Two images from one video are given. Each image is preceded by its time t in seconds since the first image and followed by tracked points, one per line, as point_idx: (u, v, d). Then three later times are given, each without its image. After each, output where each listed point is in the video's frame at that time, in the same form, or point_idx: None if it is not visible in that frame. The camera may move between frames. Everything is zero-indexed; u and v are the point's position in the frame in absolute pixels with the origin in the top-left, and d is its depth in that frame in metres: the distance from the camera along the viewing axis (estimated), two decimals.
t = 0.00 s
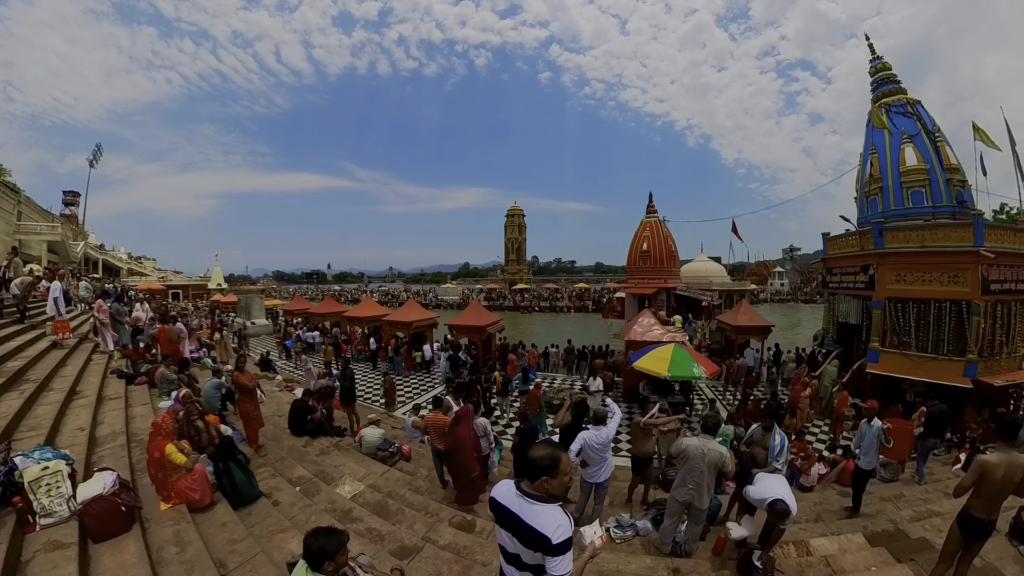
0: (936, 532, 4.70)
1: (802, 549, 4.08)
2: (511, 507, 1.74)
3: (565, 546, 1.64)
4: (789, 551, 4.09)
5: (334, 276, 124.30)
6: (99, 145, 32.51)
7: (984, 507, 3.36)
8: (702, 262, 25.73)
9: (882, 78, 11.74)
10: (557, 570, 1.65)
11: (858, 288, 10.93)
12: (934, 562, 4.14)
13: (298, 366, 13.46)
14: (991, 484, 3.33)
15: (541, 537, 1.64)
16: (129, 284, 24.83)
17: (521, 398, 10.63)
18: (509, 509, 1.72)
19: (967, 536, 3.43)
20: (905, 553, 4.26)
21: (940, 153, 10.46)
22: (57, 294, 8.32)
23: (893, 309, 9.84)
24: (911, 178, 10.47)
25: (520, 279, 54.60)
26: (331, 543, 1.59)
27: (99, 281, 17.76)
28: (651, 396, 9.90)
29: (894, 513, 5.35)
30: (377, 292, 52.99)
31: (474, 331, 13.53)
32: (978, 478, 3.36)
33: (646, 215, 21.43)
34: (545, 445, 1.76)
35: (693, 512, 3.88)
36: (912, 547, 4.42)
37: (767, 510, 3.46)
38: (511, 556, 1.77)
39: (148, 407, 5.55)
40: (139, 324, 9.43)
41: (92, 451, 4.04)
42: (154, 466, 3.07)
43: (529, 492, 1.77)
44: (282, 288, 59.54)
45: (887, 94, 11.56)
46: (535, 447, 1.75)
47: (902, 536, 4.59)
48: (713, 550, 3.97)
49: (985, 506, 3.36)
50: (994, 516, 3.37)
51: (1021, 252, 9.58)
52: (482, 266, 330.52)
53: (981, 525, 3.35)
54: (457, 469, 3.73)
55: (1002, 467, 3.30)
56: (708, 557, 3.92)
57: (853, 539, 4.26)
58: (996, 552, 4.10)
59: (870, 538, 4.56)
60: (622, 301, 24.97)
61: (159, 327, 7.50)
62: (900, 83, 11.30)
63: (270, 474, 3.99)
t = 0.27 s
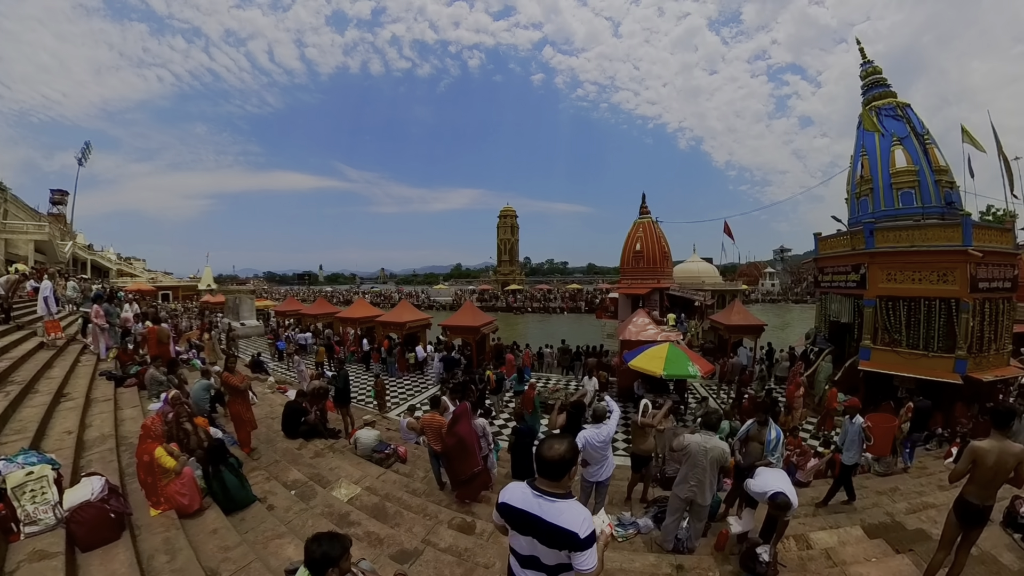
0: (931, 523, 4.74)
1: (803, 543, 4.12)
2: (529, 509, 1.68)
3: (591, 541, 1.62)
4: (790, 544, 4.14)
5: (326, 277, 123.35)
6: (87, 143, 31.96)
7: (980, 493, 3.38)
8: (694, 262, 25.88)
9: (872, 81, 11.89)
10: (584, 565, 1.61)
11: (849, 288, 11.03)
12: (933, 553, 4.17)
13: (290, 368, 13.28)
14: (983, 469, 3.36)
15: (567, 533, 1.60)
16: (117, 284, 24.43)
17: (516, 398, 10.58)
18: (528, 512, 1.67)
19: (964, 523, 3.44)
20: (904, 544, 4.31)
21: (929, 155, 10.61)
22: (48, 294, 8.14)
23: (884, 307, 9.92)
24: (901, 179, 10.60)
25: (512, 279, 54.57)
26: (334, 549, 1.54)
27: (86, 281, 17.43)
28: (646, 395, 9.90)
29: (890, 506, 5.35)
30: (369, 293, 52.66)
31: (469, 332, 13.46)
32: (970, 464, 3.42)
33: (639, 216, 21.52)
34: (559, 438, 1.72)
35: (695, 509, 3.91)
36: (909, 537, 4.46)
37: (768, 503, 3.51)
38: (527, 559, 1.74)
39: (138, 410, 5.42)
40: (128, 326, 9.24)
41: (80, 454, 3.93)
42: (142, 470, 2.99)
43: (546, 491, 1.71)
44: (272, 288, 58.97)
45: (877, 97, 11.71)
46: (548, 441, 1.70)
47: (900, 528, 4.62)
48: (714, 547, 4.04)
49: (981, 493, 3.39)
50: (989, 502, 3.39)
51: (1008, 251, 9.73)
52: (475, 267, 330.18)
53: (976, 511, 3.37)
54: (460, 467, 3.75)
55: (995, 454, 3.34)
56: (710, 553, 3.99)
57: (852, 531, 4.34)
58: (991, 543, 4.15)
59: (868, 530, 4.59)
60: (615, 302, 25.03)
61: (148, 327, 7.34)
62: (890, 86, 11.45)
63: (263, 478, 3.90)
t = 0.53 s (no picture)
0: (931, 519, 4.73)
1: (805, 541, 4.11)
2: (556, 527, 1.70)
3: (619, 543, 1.71)
4: (793, 543, 4.12)
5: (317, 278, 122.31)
6: (73, 141, 31.39)
7: (979, 488, 3.37)
8: (687, 263, 26.00)
9: (864, 85, 12.02)
10: (615, 569, 1.72)
11: (842, 288, 11.09)
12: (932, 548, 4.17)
13: (281, 371, 13.08)
14: (982, 464, 3.35)
15: (599, 541, 1.65)
16: (104, 285, 23.98)
17: (512, 400, 10.50)
18: (555, 530, 1.69)
19: (965, 518, 3.42)
20: (904, 540, 4.30)
21: (920, 158, 10.74)
22: (38, 296, 7.93)
23: (876, 308, 9.98)
24: (893, 181, 10.69)
25: (506, 281, 54.47)
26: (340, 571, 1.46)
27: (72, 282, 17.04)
28: (643, 396, 9.86)
29: (888, 503, 5.32)
30: (361, 294, 52.26)
31: (463, 333, 13.36)
32: (968, 458, 3.40)
33: (633, 217, 21.56)
34: (574, 450, 1.78)
35: (699, 511, 3.96)
36: (908, 533, 4.45)
37: (775, 502, 3.53)
38: None
39: (125, 416, 5.25)
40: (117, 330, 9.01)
41: (64, 465, 3.78)
42: (125, 484, 2.87)
43: (567, 506, 1.74)
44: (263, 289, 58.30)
45: (869, 100, 11.84)
46: (563, 454, 1.75)
47: (900, 525, 4.61)
48: (718, 547, 4.08)
49: (980, 487, 3.38)
50: (988, 496, 3.38)
51: (997, 252, 9.86)
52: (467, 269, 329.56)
53: (975, 506, 3.36)
54: (460, 475, 3.71)
55: (993, 449, 3.33)
56: (715, 554, 4.06)
57: (852, 528, 4.34)
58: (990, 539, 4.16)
59: (869, 528, 4.56)
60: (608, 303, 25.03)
61: (134, 330, 7.13)
62: (882, 90, 11.57)
63: (256, 488, 3.79)
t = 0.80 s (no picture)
0: (925, 512, 4.77)
1: (806, 536, 4.11)
2: (590, 531, 1.79)
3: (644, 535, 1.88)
4: (794, 538, 4.13)
5: (308, 279, 121.14)
6: (59, 140, 30.78)
7: (973, 479, 3.38)
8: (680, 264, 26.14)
9: (856, 90, 12.16)
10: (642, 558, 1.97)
11: (834, 289, 11.18)
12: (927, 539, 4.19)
13: (274, 374, 12.88)
14: (977, 457, 3.35)
15: (630, 535, 1.80)
16: (90, 287, 23.46)
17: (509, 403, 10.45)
18: (590, 533, 1.78)
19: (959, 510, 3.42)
20: (901, 532, 4.31)
21: (911, 162, 10.88)
22: (25, 300, 7.59)
23: (868, 308, 10.09)
24: (884, 184, 10.83)
25: (499, 282, 54.40)
26: None
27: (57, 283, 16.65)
28: (639, 397, 9.85)
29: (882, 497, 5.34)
30: (353, 295, 51.82)
31: (459, 336, 13.28)
32: (964, 453, 3.40)
33: (627, 219, 21.63)
34: (598, 455, 1.85)
35: (704, 509, 3.95)
36: (903, 526, 4.47)
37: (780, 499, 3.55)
38: None
39: (115, 424, 5.09)
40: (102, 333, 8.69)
41: (53, 476, 3.64)
42: (121, 500, 2.75)
43: (595, 508, 1.85)
44: (253, 291, 57.57)
45: (861, 105, 11.98)
46: (588, 458, 1.83)
47: (895, 517, 4.63)
48: (722, 544, 4.08)
49: (974, 479, 3.39)
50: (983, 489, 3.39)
51: (986, 253, 10.02)
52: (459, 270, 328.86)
53: (970, 497, 3.36)
54: (458, 481, 3.78)
55: (988, 443, 3.34)
56: (719, 550, 4.04)
57: (850, 523, 4.39)
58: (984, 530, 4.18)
59: (866, 521, 4.57)
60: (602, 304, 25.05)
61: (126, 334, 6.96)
62: (874, 95, 11.73)
63: (258, 497, 3.70)
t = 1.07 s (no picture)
0: (913, 505, 4.89)
1: (798, 528, 4.22)
2: (607, 523, 1.91)
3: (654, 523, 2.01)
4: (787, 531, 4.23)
5: (299, 280, 120.17)
6: (46, 138, 30.26)
7: (958, 473, 3.47)
8: (672, 266, 26.37)
9: (847, 96, 12.38)
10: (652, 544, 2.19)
11: (824, 291, 11.38)
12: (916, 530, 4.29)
13: (269, 377, 12.80)
14: (961, 452, 3.44)
15: (644, 524, 1.93)
16: (79, 288, 23.12)
17: (506, 404, 10.51)
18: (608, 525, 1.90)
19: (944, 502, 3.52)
20: (891, 523, 4.41)
21: (899, 167, 11.11)
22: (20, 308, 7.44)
23: (857, 309, 10.27)
24: (874, 189, 11.04)
25: (492, 283, 54.41)
26: None
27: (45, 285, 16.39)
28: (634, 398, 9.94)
29: (871, 491, 5.45)
30: (346, 296, 51.54)
31: (455, 338, 13.31)
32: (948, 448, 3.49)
33: (621, 222, 21.78)
34: (612, 457, 1.95)
35: (703, 504, 4.04)
36: (893, 518, 4.56)
37: (778, 494, 3.65)
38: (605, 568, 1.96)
39: (114, 433, 5.04)
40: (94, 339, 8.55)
41: (57, 488, 3.61)
42: (132, 514, 2.77)
43: (609, 503, 1.96)
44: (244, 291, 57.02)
45: (852, 111, 12.20)
46: (604, 459, 1.93)
47: (884, 509, 4.74)
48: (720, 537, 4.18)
49: (958, 472, 3.48)
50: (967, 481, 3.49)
51: (972, 255, 10.26)
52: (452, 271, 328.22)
53: (955, 489, 3.46)
54: (466, 483, 3.90)
55: (971, 438, 3.44)
56: (718, 544, 4.13)
57: (841, 515, 4.50)
58: (970, 520, 4.30)
59: (856, 513, 4.68)
60: (595, 306, 25.19)
61: (123, 341, 6.89)
62: (865, 101, 11.94)
63: (265, 504, 3.72)
